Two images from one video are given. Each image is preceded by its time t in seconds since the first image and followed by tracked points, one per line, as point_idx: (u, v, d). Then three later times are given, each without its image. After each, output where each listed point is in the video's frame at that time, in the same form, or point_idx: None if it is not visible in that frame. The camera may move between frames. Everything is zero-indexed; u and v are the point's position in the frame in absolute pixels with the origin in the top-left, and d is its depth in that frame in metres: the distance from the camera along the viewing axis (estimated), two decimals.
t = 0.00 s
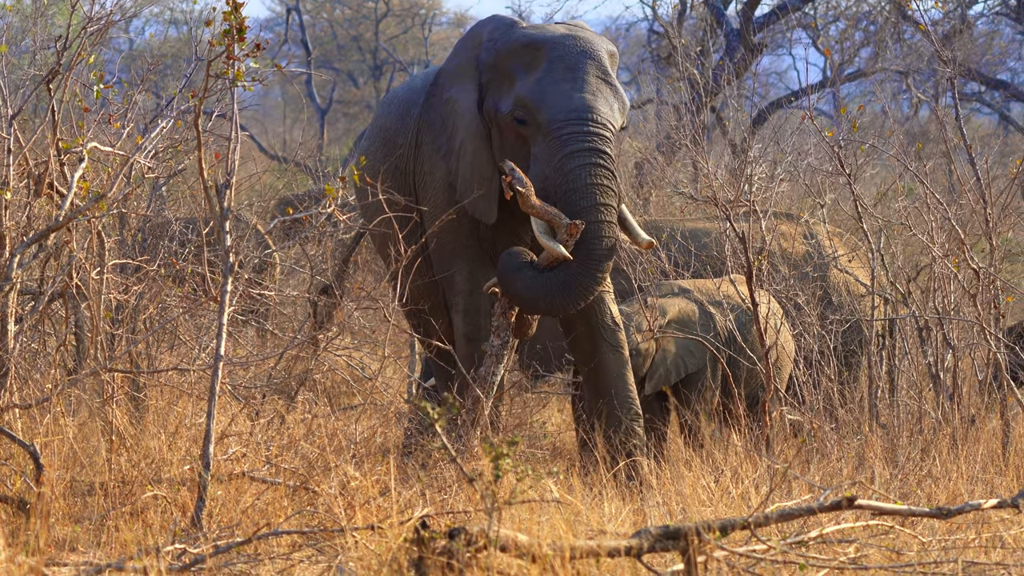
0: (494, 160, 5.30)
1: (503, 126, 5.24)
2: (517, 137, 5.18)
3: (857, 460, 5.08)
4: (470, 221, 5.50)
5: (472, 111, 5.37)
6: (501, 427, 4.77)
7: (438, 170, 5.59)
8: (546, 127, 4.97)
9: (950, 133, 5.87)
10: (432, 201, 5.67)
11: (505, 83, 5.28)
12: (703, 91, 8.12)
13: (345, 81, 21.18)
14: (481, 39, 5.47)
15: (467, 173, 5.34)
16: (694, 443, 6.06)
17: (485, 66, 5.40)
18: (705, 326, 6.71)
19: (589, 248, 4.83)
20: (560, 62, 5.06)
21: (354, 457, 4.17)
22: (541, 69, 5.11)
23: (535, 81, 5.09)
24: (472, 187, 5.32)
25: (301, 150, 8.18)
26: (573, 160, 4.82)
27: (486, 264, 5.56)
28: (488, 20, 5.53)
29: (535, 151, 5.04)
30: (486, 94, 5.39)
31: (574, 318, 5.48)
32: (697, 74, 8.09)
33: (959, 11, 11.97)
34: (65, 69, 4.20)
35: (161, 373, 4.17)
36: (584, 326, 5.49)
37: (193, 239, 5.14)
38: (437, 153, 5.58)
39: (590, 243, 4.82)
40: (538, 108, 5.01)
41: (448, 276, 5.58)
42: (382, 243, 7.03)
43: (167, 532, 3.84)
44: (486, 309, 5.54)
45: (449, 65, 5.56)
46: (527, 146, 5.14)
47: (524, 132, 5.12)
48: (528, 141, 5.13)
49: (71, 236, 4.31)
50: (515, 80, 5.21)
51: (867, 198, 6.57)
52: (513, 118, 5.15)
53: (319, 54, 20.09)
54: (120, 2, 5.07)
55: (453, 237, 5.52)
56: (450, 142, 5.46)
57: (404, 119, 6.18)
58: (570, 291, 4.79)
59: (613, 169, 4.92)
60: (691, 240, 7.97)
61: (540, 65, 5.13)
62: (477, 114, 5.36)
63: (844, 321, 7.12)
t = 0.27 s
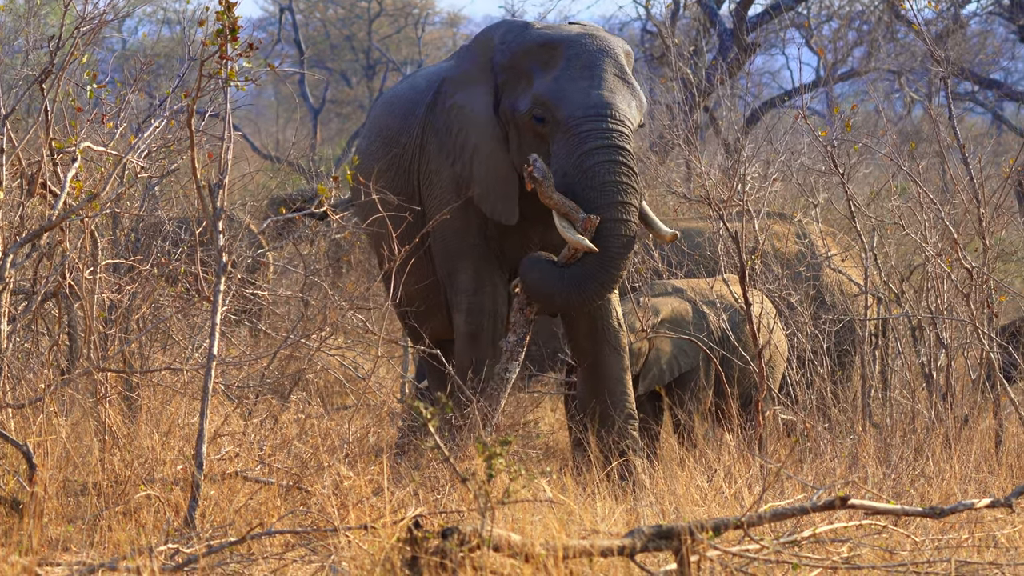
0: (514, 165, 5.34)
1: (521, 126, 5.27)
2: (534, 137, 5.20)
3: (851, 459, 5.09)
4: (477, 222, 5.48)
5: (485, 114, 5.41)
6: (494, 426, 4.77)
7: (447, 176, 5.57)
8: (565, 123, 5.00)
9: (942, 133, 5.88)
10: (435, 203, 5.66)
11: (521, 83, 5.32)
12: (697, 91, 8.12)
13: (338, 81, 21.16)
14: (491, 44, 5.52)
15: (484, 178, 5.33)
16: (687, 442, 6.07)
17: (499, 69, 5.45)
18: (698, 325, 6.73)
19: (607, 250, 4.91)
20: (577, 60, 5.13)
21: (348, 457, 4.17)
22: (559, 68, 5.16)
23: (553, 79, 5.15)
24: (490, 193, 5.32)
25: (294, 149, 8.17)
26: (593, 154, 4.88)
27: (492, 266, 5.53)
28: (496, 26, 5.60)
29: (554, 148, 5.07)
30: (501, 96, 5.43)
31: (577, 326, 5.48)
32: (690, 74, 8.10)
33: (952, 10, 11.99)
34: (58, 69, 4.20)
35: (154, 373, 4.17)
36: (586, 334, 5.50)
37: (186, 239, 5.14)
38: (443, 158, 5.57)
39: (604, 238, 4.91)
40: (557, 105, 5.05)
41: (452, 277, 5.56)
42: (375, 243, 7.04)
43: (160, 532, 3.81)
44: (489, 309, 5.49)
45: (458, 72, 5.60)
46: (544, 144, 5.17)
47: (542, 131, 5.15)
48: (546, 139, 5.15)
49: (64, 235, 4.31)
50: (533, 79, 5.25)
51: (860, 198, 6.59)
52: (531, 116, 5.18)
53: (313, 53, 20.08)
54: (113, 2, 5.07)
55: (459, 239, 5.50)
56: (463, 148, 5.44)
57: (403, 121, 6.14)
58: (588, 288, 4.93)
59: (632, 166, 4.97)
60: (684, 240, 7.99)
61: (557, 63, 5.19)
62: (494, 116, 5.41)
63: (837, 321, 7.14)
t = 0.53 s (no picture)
0: (540, 165, 5.27)
1: (555, 125, 5.18)
2: (571, 134, 5.09)
3: (840, 459, 5.11)
4: (483, 222, 5.47)
5: (506, 119, 5.36)
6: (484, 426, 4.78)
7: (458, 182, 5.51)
8: (607, 116, 4.91)
9: (932, 134, 5.90)
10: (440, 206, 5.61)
11: (552, 83, 5.24)
12: (687, 91, 8.14)
13: (328, 81, 21.13)
14: (509, 50, 5.48)
15: (506, 183, 5.26)
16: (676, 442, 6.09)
17: (522, 73, 5.40)
18: (687, 325, 6.75)
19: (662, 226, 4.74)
20: (612, 55, 5.08)
21: (337, 457, 4.17)
22: (592, 63, 5.11)
23: (589, 74, 5.08)
24: (518, 195, 5.25)
25: (284, 149, 8.16)
26: (643, 142, 4.78)
27: (496, 266, 5.48)
28: (508, 33, 5.55)
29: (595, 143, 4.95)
30: (525, 100, 5.37)
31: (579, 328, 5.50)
32: (680, 74, 8.11)
33: (941, 10, 12.02)
34: (48, 69, 4.19)
35: (144, 373, 4.16)
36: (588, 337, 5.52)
37: (175, 239, 5.13)
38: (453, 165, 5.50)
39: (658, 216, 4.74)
40: (597, 97, 4.97)
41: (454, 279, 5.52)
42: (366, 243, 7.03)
43: (149, 532, 3.80)
44: (490, 310, 5.45)
45: (468, 81, 5.54)
46: (582, 141, 5.07)
47: (579, 126, 5.05)
48: (584, 136, 5.05)
49: (53, 236, 4.30)
50: (565, 76, 5.19)
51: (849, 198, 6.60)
52: (568, 112, 5.08)
53: (302, 53, 20.05)
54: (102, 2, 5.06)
55: (463, 240, 5.48)
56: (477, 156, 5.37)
57: (404, 123, 6.06)
58: (650, 267, 4.76)
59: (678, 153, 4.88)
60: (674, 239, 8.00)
61: (589, 59, 5.14)
62: (519, 119, 5.36)
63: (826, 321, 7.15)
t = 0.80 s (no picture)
0: (576, 167, 5.04)
1: (593, 125, 4.93)
2: (614, 131, 4.86)
3: (826, 460, 5.12)
4: (492, 226, 5.25)
5: (532, 129, 5.14)
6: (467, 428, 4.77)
7: (473, 197, 5.26)
8: (651, 105, 4.75)
9: (917, 135, 5.92)
10: (441, 208, 5.40)
11: (583, 84, 5.00)
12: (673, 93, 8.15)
13: (313, 82, 21.10)
14: (526, 61, 5.23)
15: (545, 189, 5.02)
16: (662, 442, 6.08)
17: (544, 82, 5.16)
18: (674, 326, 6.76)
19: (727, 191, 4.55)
20: (643, 50, 4.94)
21: (323, 458, 4.16)
22: (625, 58, 4.93)
23: (625, 69, 4.89)
24: (554, 203, 5.01)
25: (270, 150, 8.15)
26: (696, 126, 4.63)
27: (499, 267, 5.24)
28: (518, 47, 5.31)
29: (643, 134, 4.76)
30: (552, 107, 5.14)
31: (574, 328, 5.41)
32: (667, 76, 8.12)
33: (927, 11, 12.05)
34: (33, 70, 4.18)
35: (130, 374, 4.15)
36: (582, 338, 5.42)
37: (161, 240, 5.11)
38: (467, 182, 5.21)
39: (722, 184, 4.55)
40: (638, 88, 4.80)
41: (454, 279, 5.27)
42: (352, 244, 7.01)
43: (135, 533, 3.79)
44: (491, 312, 5.22)
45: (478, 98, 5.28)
46: (624, 136, 4.85)
47: (622, 121, 4.83)
48: (627, 132, 4.84)
49: (39, 237, 4.28)
50: (598, 75, 4.96)
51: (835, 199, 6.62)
52: (608, 108, 4.86)
53: (288, 55, 20.03)
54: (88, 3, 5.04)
55: (465, 240, 5.26)
56: (500, 171, 5.08)
57: (406, 126, 5.85)
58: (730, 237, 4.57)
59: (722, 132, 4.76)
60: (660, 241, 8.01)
61: (621, 55, 4.96)
62: (549, 127, 5.14)
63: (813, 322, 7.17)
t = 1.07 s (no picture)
0: (601, 173, 5.01)
1: (618, 129, 4.91)
2: (642, 133, 4.85)
3: (809, 460, 5.14)
4: (495, 227, 5.18)
5: (550, 138, 5.10)
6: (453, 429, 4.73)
7: (482, 203, 5.18)
8: (679, 103, 4.74)
9: (900, 136, 5.95)
10: (441, 208, 5.32)
11: (604, 88, 4.98)
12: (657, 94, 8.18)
13: (297, 83, 21.07)
14: (537, 68, 5.15)
15: (574, 194, 4.99)
16: (645, 443, 6.10)
17: (559, 89, 5.10)
18: (657, 326, 6.78)
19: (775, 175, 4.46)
20: (662, 51, 4.93)
21: (306, 459, 4.15)
22: (646, 59, 4.91)
23: (648, 71, 4.87)
24: (581, 209, 4.98)
25: (254, 150, 8.14)
26: (726, 117, 4.65)
27: (499, 268, 5.19)
28: (525, 54, 5.21)
29: (674, 133, 4.74)
30: (571, 113, 5.10)
31: (567, 330, 5.40)
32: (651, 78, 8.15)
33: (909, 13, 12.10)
34: (16, 71, 4.17)
35: (113, 375, 4.15)
36: (576, 338, 5.41)
37: (145, 241, 5.11)
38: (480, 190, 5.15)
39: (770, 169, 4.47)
40: (664, 88, 4.79)
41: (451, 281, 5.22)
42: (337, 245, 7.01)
43: (118, 534, 3.78)
44: (487, 316, 5.18)
45: (486, 106, 5.19)
46: (652, 137, 4.83)
47: (649, 123, 4.81)
48: (655, 133, 4.82)
49: (21, 238, 4.28)
50: (620, 78, 4.93)
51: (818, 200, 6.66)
52: (635, 111, 4.84)
53: (271, 55, 20.00)
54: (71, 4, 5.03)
55: (464, 241, 5.19)
56: (520, 180, 5.03)
57: (404, 127, 5.72)
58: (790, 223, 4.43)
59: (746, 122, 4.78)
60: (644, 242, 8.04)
61: (641, 57, 4.93)
62: (569, 134, 5.09)
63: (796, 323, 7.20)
